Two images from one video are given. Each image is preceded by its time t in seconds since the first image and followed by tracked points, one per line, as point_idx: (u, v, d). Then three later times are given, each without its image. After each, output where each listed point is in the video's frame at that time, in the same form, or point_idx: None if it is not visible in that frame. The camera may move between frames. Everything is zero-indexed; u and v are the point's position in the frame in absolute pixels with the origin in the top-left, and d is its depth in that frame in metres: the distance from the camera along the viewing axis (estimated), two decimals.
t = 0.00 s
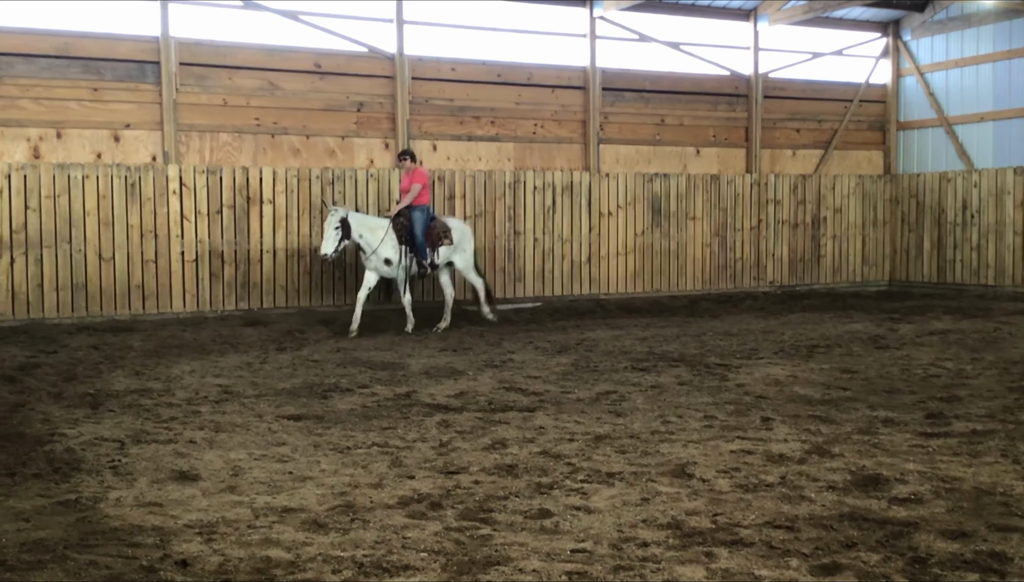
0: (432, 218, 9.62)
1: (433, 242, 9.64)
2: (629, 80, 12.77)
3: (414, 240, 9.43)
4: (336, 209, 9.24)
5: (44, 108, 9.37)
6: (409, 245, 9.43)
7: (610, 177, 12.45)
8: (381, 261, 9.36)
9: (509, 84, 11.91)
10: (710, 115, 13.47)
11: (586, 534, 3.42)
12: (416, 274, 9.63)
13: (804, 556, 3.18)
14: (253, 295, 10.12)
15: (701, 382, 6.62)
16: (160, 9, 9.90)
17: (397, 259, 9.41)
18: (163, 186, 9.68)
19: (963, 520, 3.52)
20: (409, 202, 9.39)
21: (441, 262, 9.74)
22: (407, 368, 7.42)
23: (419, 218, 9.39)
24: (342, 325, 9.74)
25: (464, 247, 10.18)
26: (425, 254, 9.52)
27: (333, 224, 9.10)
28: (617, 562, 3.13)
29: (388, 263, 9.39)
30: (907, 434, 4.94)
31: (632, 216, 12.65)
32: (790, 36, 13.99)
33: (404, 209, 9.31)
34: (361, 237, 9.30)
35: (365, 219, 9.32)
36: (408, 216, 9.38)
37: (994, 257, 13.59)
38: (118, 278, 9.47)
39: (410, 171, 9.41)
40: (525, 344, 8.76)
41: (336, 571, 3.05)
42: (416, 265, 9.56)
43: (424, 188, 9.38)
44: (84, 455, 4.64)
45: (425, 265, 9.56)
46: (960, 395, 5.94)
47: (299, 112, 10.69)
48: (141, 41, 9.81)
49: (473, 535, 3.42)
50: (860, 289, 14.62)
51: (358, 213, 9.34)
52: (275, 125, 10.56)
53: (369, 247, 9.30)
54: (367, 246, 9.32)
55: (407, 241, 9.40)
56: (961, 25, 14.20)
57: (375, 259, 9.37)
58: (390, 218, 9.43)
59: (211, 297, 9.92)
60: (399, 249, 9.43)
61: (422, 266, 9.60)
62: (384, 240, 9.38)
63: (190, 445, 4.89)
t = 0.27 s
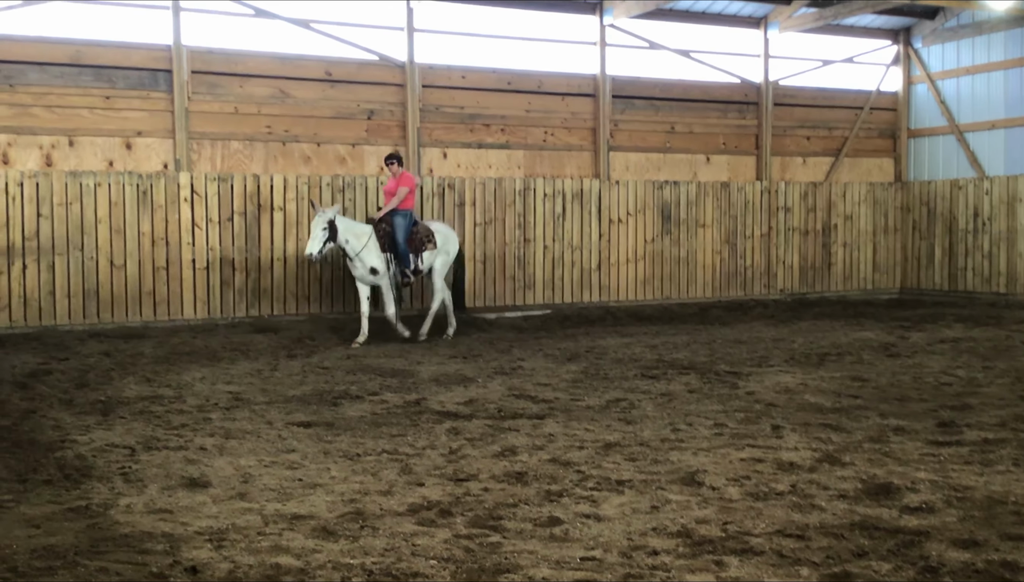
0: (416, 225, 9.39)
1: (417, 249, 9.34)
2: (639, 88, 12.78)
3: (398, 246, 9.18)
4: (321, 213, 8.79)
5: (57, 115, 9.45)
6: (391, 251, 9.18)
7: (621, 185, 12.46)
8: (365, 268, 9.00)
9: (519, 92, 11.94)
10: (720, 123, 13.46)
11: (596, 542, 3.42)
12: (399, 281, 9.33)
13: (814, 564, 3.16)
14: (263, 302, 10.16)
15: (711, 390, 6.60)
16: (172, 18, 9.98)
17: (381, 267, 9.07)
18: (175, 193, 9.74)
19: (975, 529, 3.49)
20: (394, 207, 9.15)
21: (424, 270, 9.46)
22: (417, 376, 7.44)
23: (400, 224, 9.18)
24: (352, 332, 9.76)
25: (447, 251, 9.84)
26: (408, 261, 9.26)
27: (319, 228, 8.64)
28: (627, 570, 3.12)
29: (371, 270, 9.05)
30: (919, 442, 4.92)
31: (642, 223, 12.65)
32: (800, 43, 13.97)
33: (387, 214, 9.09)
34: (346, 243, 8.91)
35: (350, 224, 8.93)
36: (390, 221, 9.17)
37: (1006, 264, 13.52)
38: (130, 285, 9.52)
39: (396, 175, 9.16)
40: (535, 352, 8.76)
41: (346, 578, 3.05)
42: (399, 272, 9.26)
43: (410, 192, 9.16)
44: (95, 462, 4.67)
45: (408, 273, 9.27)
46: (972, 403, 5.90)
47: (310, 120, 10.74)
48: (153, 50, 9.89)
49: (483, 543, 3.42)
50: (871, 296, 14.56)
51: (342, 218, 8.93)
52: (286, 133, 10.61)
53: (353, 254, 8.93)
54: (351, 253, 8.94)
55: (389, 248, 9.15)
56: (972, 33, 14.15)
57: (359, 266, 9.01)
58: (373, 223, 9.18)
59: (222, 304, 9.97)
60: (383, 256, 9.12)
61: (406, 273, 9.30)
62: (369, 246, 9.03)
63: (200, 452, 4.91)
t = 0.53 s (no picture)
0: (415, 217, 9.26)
1: (416, 240, 9.19)
2: (662, 76, 12.71)
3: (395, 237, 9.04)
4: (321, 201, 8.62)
5: (83, 107, 9.55)
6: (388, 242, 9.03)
7: (643, 174, 12.42)
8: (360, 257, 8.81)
9: (541, 81, 11.92)
10: (744, 111, 13.36)
11: (618, 531, 3.44)
12: (395, 272, 9.13)
13: (837, 554, 3.16)
14: (287, 292, 10.24)
15: (735, 379, 6.57)
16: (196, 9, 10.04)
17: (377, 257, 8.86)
18: (199, 184, 9.82)
19: (1000, 519, 3.47)
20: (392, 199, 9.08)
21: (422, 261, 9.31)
22: (440, 365, 7.48)
23: (399, 215, 9.07)
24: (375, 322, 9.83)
25: (447, 244, 9.54)
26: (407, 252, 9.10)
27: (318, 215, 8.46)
28: (650, 559, 3.14)
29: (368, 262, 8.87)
30: (944, 432, 4.88)
31: (664, 213, 12.60)
32: (826, 30, 13.81)
33: (385, 204, 8.99)
34: (343, 231, 8.74)
35: (348, 213, 8.77)
36: (389, 212, 9.07)
37: None
38: (155, 275, 9.64)
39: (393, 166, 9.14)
40: (558, 341, 8.78)
41: (370, 566, 3.09)
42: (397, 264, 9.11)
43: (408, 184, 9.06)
44: (123, 450, 4.75)
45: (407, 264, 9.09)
46: (999, 393, 5.84)
47: (332, 110, 10.78)
48: (177, 41, 9.97)
49: (506, 531, 3.45)
50: (897, 285, 14.42)
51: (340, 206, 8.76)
52: (309, 124, 10.67)
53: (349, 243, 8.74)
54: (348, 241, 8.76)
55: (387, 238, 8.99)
56: (998, 19, 13.85)
57: (354, 255, 8.82)
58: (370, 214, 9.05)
59: (246, 294, 10.06)
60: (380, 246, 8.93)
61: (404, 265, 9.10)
62: (366, 236, 8.84)
63: (226, 441, 4.98)
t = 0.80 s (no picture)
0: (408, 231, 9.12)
1: (409, 254, 9.05)
2: (683, 93, 12.73)
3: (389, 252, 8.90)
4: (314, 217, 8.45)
5: (110, 124, 9.71)
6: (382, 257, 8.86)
7: (664, 190, 12.41)
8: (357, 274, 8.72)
9: (562, 97, 11.97)
10: (765, 127, 13.35)
11: (638, 548, 3.43)
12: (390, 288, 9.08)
13: (860, 573, 3.13)
14: (309, 307, 10.32)
15: (756, 396, 6.54)
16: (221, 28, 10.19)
17: (373, 273, 8.81)
18: (223, 200, 9.95)
19: None
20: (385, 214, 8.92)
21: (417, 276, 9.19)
22: (460, 380, 7.50)
23: (392, 229, 8.85)
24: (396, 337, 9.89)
25: (443, 256, 9.57)
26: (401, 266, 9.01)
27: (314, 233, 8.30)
28: (670, 577, 3.13)
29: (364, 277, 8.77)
30: (968, 450, 4.83)
31: (685, 229, 12.58)
32: (848, 46, 13.77)
33: (377, 220, 8.77)
34: (339, 247, 8.60)
35: (343, 229, 8.65)
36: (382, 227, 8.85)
37: None
38: (179, 290, 9.75)
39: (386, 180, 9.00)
40: (578, 357, 8.78)
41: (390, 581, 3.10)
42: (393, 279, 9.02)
43: (402, 198, 8.92)
44: (145, 464, 4.80)
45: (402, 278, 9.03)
46: None
47: (354, 127, 10.89)
48: (202, 59, 10.11)
49: (526, 547, 3.45)
50: (920, 302, 14.29)
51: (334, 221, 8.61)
52: (332, 140, 10.78)
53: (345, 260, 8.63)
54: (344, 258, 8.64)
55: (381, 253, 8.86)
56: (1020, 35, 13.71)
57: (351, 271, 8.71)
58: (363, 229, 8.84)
59: (268, 309, 10.15)
60: (376, 261, 8.85)
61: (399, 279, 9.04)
62: (361, 251, 8.74)
63: (247, 455, 5.02)
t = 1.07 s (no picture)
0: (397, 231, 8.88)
1: (398, 256, 8.85)
2: (693, 92, 12.71)
3: (378, 253, 8.69)
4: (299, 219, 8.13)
5: (122, 124, 9.77)
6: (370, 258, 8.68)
7: (675, 190, 12.39)
8: (345, 277, 8.49)
9: (572, 97, 11.98)
10: (776, 126, 13.31)
11: (649, 548, 3.43)
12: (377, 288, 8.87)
13: (872, 573, 3.13)
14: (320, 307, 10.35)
15: (767, 396, 6.53)
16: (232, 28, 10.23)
17: (360, 275, 8.61)
18: (234, 200, 9.99)
19: None
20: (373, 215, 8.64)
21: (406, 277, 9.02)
22: (471, 380, 7.52)
23: (382, 230, 8.67)
24: (407, 337, 9.92)
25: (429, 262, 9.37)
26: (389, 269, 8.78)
27: (300, 236, 7.98)
28: (681, 577, 3.13)
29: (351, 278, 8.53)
30: (980, 450, 4.81)
31: (696, 228, 12.56)
32: (859, 45, 13.71)
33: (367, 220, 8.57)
34: (326, 250, 8.33)
35: (329, 230, 8.37)
36: (372, 227, 8.65)
37: None
38: (191, 290, 9.80)
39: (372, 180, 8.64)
40: (589, 357, 8.78)
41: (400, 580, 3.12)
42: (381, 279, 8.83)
43: (391, 199, 8.63)
44: (157, 463, 4.83)
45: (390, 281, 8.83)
46: None
47: (365, 127, 10.92)
48: (213, 59, 10.15)
49: (536, 546, 3.46)
50: (932, 302, 14.22)
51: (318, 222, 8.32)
52: (342, 140, 10.81)
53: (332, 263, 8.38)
54: (331, 261, 8.38)
55: (370, 255, 8.65)
56: None
57: (337, 274, 8.46)
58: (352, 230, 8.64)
59: (279, 308, 10.20)
60: (364, 263, 8.64)
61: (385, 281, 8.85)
62: (348, 253, 8.50)
63: (259, 454, 5.05)
